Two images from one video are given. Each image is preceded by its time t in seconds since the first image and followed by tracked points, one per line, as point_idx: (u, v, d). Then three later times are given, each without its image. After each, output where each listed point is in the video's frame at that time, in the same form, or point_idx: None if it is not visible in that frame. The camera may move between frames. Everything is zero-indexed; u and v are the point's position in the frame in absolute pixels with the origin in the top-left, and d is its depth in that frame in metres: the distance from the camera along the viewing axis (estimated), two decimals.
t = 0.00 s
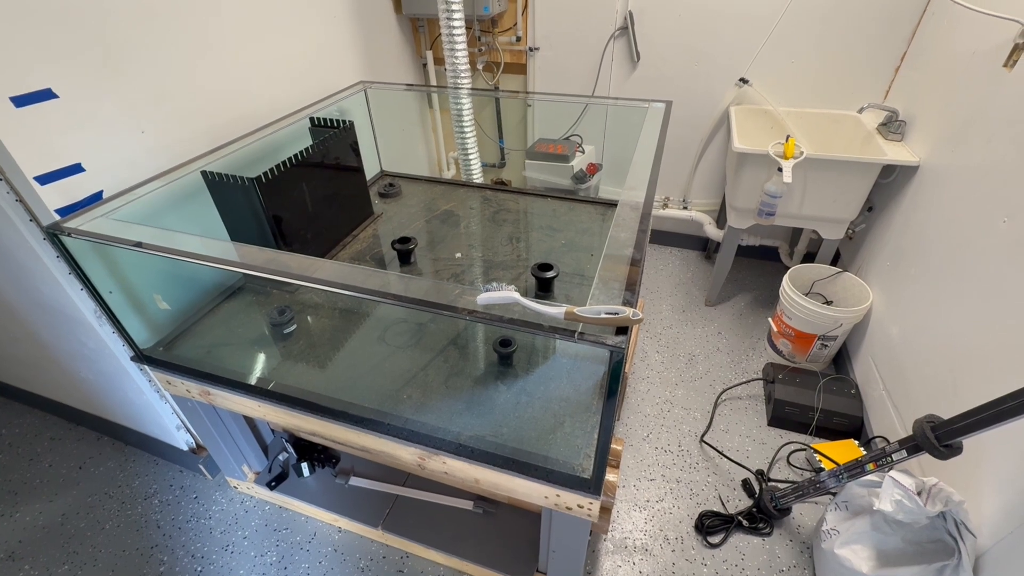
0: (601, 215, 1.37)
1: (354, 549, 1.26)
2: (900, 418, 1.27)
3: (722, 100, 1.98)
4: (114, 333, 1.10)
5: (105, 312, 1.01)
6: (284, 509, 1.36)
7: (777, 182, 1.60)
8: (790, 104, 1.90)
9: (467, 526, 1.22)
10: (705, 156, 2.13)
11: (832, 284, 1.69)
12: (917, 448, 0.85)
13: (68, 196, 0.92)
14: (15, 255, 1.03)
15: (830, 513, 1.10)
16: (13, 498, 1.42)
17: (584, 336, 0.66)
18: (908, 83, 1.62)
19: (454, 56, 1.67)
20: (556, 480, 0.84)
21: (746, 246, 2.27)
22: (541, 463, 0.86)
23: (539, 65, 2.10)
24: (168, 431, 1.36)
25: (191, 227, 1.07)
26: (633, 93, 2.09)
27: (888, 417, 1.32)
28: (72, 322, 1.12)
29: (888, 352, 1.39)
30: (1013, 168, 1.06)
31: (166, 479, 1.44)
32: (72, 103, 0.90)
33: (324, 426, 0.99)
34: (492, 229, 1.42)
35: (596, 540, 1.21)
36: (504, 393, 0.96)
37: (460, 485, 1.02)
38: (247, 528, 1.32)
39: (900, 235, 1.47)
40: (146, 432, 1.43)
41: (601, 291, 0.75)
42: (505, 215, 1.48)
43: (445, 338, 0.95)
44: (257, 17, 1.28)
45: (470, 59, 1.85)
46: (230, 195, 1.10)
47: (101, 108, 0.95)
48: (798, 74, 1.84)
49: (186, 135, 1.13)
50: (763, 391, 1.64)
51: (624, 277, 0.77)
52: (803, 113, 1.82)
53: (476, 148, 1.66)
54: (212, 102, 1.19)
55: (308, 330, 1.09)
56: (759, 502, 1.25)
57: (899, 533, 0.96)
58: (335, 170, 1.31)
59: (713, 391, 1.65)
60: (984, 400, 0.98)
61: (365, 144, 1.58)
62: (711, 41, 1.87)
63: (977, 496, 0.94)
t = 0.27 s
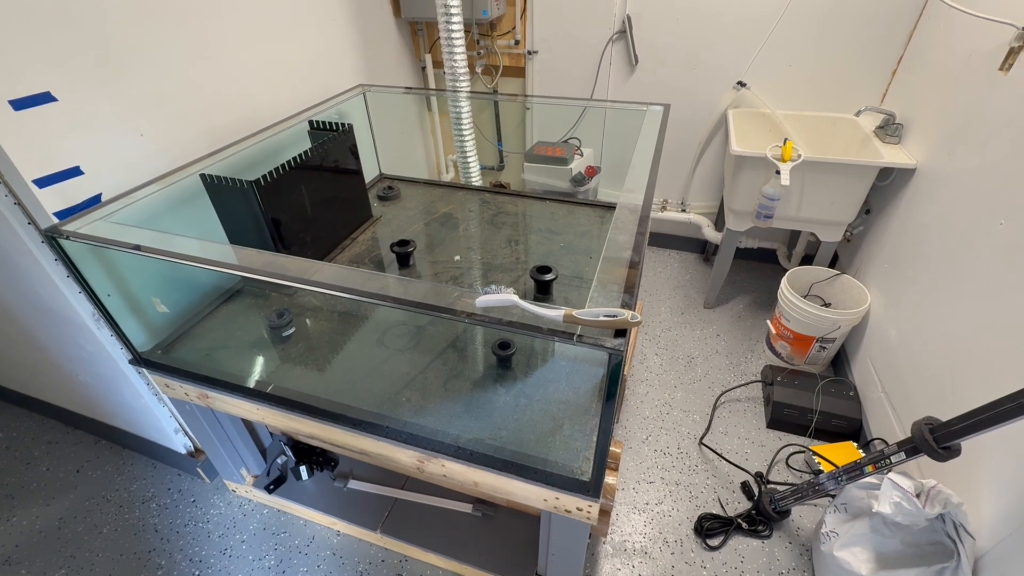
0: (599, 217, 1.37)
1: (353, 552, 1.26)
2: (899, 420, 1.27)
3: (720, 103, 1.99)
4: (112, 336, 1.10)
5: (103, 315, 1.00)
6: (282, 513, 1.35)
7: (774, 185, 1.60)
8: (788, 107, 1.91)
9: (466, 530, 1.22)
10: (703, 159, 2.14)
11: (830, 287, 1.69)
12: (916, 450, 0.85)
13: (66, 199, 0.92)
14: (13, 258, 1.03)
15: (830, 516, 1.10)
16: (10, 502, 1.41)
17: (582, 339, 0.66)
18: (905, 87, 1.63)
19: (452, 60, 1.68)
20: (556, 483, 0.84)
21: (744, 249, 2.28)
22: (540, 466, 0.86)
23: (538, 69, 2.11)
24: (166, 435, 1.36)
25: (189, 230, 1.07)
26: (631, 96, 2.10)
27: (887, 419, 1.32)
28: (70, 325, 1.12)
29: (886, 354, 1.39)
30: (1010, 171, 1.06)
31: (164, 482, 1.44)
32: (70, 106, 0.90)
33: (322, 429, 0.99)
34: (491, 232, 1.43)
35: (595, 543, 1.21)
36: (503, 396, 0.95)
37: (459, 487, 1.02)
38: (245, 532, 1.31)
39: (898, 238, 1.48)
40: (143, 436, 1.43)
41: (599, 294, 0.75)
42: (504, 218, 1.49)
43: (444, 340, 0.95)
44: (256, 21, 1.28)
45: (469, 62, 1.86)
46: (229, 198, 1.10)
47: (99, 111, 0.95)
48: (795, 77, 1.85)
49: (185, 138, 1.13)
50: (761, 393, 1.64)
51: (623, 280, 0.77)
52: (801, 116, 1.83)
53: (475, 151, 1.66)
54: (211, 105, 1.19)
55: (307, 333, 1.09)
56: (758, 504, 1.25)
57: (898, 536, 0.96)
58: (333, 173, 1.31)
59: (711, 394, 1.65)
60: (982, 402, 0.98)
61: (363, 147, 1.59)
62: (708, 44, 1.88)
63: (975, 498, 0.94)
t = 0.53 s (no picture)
0: (598, 219, 1.38)
1: (352, 555, 1.25)
2: (897, 421, 1.27)
3: (718, 105, 1.99)
4: (110, 338, 1.10)
5: (101, 317, 1.00)
6: (280, 516, 1.35)
7: (772, 186, 1.61)
8: (785, 109, 1.92)
9: (465, 532, 1.22)
10: (701, 161, 2.14)
11: (828, 288, 1.69)
12: (914, 451, 0.85)
13: (64, 201, 0.92)
14: (11, 260, 1.03)
15: (829, 517, 1.10)
16: (6, 506, 1.41)
17: (581, 340, 0.66)
18: (902, 89, 1.64)
19: (451, 62, 1.68)
20: (555, 485, 0.84)
21: (742, 251, 2.28)
22: (539, 468, 0.86)
23: (536, 71, 2.11)
24: (164, 438, 1.35)
25: (188, 232, 1.07)
26: (629, 98, 2.10)
27: (885, 420, 1.33)
28: (68, 327, 1.11)
29: (884, 355, 1.39)
30: (1006, 172, 1.07)
31: (162, 485, 1.43)
32: (69, 108, 0.90)
33: (320, 431, 0.99)
34: (489, 234, 1.43)
35: (594, 545, 1.21)
36: (502, 398, 0.95)
37: (458, 490, 1.01)
38: (243, 535, 1.31)
39: (895, 239, 1.48)
40: (141, 439, 1.42)
41: (598, 295, 0.75)
42: (503, 220, 1.49)
43: (443, 342, 0.94)
44: (255, 23, 1.29)
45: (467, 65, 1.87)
46: (227, 200, 1.10)
47: (98, 113, 0.95)
48: (792, 79, 1.85)
49: (183, 140, 1.13)
50: (760, 394, 1.64)
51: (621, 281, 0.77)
52: (798, 118, 1.83)
53: (474, 153, 1.67)
54: (210, 108, 1.19)
55: (306, 335, 1.09)
56: (757, 506, 1.25)
57: (897, 537, 0.96)
58: (332, 175, 1.31)
59: (710, 395, 1.65)
60: (981, 402, 0.98)
61: (362, 149, 1.59)
62: (706, 47, 1.89)
63: (974, 498, 0.94)
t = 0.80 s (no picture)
0: (595, 223, 1.38)
1: (350, 560, 1.25)
2: (894, 423, 1.28)
3: (714, 109, 2.01)
4: (108, 342, 1.09)
5: (99, 322, 1.00)
6: (278, 520, 1.34)
7: (768, 190, 1.62)
8: (781, 114, 1.93)
9: (463, 536, 1.22)
10: (698, 165, 2.15)
11: (824, 291, 1.70)
12: (910, 452, 0.85)
13: (63, 205, 0.92)
14: (8, 264, 1.02)
15: (826, 519, 1.10)
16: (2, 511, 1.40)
17: (579, 343, 0.66)
18: (896, 93, 1.65)
19: (449, 67, 1.69)
20: (553, 488, 0.84)
21: (739, 254, 2.29)
22: (537, 471, 0.86)
23: (533, 76, 2.12)
24: (161, 442, 1.35)
25: (186, 236, 1.07)
26: (626, 102, 2.11)
27: (882, 423, 1.33)
28: (65, 332, 1.11)
29: (881, 357, 1.40)
30: (999, 176, 1.08)
31: (159, 490, 1.43)
32: (68, 113, 0.90)
33: (318, 435, 0.99)
34: (487, 237, 1.43)
35: (593, 548, 1.21)
36: (500, 401, 0.95)
37: (456, 493, 1.01)
38: (241, 539, 1.30)
39: (891, 242, 1.49)
40: (138, 443, 1.42)
41: (596, 298, 0.75)
42: (501, 223, 1.49)
43: (441, 346, 0.95)
44: (253, 28, 1.29)
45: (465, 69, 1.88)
46: (226, 204, 1.10)
47: (97, 117, 0.95)
48: (787, 84, 1.87)
49: (182, 145, 1.14)
50: (758, 397, 1.65)
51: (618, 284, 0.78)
52: (794, 122, 1.85)
53: (471, 156, 1.69)
54: (209, 112, 1.19)
55: (303, 339, 1.09)
56: (755, 508, 1.25)
57: (894, 538, 0.97)
58: (330, 179, 1.32)
59: (708, 398, 1.65)
60: (976, 404, 0.99)
61: (361, 153, 1.60)
62: (702, 52, 1.90)
63: (970, 500, 0.94)
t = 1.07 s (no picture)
0: (592, 222, 1.39)
1: (347, 560, 1.25)
2: (889, 421, 1.29)
3: (710, 109, 2.01)
4: (104, 343, 1.09)
5: (94, 323, 1.00)
6: (275, 521, 1.34)
7: (764, 190, 1.62)
8: (776, 113, 1.94)
9: (461, 535, 1.22)
10: (694, 164, 2.16)
11: (820, 290, 1.71)
12: (905, 450, 0.86)
13: (58, 205, 0.92)
14: (2, 265, 1.02)
15: (822, 517, 1.11)
16: None
17: (576, 342, 0.66)
18: (891, 93, 1.66)
19: (445, 67, 1.69)
20: (550, 487, 0.84)
21: (735, 253, 2.30)
22: (535, 470, 0.86)
23: (530, 76, 2.12)
24: (157, 443, 1.34)
25: (182, 236, 1.07)
26: (623, 102, 2.12)
27: (877, 421, 1.34)
28: (60, 333, 1.11)
29: (876, 356, 1.41)
30: (993, 176, 1.09)
31: (155, 491, 1.42)
32: (63, 113, 0.89)
33: (315, 434, 0.98)
34: (484, 237, 1.43)
35: (590, 547, 1.21)
36: (498, 401, 0.96)
37: (454, 492, 1.01)
38: (238, 540, 1.30)
39: (885, 241, 1.50)
40: (134, 444, 1.41)
41: (593, 298, 0.75)
42: (498, 223, 1.49)
43: (439, 345, 0.95)
44: (249, 28, 1.29)
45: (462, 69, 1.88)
46: (222, 204, 1.10)
47: (92, 117, 0.94)
48: (783, 84, 1.88)
49: (177, 144, 1.13)
50: (754, 396, 1.66)
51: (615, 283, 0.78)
52: (789, 122, 1.86)
53: (468, 156, 1.69)
54: (204, 111, 1.19)
55: (300, 339, 1.09)
56: (752, 507, 1.26)
57: (889, 536, 0.97)
58: (327, 179, 1.31)
59: (705, 397, 1.66)
60: (970, 402, 1.00)
61: (357, 153, 1.59)
62: (698, 52, 1.90)
63: (964, 497, 0.95)
